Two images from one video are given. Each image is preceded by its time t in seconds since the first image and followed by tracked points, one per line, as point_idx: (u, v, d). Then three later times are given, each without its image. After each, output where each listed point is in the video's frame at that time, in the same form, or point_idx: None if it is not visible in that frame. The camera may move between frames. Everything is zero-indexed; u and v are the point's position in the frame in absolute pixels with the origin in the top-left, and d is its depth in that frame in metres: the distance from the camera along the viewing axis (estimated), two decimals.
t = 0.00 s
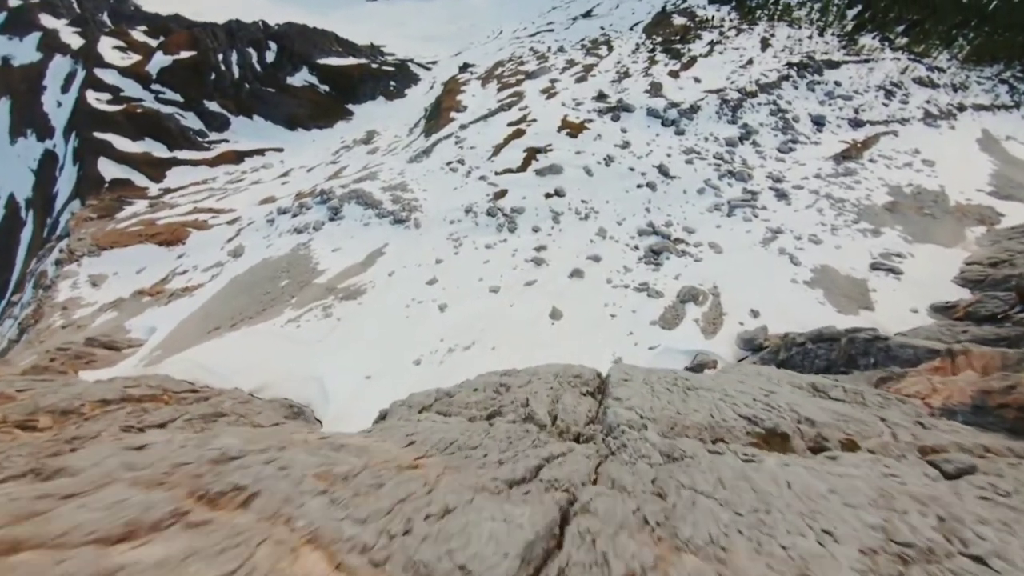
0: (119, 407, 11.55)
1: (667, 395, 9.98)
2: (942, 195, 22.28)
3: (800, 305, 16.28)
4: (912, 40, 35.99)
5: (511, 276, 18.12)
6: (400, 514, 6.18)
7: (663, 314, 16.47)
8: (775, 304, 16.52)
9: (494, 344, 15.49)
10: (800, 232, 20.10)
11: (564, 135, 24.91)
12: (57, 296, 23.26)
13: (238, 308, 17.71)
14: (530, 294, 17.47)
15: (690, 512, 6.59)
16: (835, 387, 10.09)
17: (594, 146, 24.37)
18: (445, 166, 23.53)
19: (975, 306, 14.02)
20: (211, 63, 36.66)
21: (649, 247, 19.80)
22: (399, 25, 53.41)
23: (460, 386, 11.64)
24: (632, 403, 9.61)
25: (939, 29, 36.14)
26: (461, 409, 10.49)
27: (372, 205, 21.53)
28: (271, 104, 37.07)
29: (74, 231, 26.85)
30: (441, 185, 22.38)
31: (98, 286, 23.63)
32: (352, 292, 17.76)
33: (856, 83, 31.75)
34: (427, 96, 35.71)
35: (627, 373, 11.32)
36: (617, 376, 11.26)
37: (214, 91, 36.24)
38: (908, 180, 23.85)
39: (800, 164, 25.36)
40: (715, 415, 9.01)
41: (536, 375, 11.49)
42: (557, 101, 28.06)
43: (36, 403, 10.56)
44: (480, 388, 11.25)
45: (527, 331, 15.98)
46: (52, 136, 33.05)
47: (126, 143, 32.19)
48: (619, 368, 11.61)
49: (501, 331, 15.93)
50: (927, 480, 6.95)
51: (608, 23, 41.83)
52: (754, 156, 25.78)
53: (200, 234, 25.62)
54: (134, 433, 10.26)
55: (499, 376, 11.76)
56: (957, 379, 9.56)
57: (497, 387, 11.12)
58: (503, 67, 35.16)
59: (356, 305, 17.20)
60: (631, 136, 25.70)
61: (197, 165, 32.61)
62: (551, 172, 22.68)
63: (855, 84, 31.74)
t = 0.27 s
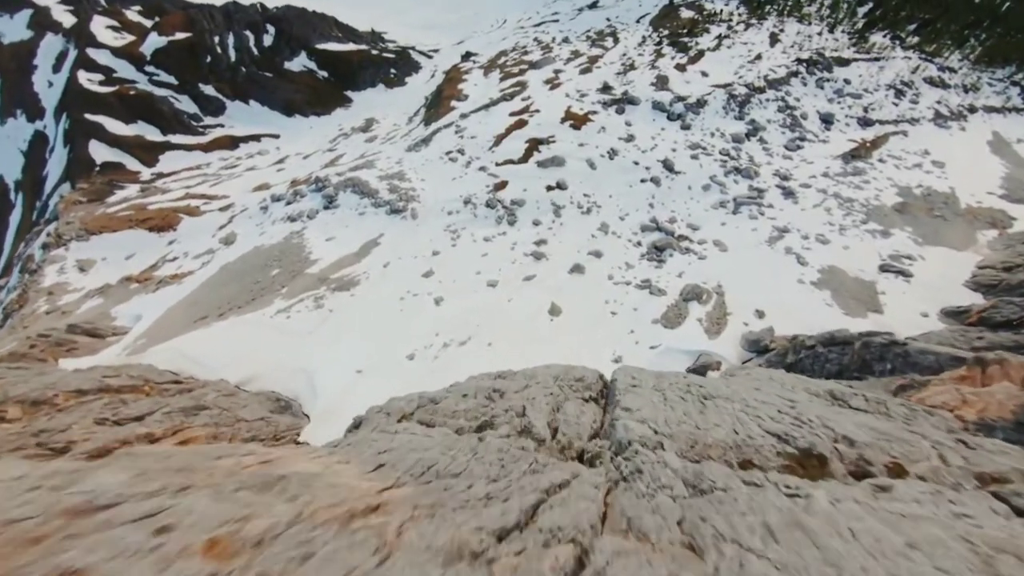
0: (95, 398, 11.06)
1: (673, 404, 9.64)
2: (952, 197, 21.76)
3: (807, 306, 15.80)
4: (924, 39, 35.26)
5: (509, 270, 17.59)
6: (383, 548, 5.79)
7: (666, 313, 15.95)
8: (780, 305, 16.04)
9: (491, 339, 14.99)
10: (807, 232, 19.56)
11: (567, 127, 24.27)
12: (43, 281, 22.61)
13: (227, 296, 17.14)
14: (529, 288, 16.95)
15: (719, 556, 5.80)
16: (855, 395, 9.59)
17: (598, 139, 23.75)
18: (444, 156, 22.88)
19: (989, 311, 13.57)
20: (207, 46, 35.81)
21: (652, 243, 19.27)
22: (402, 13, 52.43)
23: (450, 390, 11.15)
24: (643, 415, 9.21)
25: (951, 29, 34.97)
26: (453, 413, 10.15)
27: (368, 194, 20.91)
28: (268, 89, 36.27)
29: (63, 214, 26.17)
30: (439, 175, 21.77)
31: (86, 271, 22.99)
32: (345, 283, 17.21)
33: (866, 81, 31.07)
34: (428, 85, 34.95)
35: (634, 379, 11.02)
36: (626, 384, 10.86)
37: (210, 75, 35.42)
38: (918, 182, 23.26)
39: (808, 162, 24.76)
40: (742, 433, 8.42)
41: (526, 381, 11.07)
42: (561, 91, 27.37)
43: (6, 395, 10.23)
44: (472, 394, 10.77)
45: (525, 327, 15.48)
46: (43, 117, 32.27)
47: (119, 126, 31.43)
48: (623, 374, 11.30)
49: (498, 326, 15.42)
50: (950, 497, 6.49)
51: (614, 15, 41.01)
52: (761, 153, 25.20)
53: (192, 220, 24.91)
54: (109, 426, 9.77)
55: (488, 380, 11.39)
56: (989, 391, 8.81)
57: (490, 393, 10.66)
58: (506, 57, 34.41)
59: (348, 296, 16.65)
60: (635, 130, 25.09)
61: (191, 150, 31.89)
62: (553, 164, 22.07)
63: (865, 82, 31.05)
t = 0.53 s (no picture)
0: (69, 389, 10.54)
1: (687, 416, 9.40)
2: (962, 197, 21.23)
3: (813, 305, 15.34)
4: (934, 35, 34.38)
5: (507, 263, 17.04)
6: None
7: (668, 310, 15.44)
8: (786, 304, 15.56)
9: (487, 334, 14.47)
10: (814, 230, 19.02)
11: (570, 117, 23.62)
12: (26, 266, 21.91)
13: (214, 284, 16.53)
14: (527, 282, 16.42)
15: None
16: (880, 403, 9.43)
17: (601, 130, 23.12)
18: (443, 144, 22.21)
19: (1003, 314, 13.12)
20: (200, 26, 34.75)
21: (655, 238, 18.74)
22: None
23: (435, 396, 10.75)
24: (660, 431, 8.97)
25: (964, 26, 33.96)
26: (441, 422, 9.79)
27: (362, 181, 20.26)
28: (263, 73, 35.35)
29: (49, 197, 25.40)
30: (437, 163, 21.11)
31: (72, 257, 22.30)
32: (338, 273, 16.64)
33: (876, 77, 30.35)
34: (428, 72, 34.06)
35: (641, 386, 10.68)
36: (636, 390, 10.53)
37: (203, 56, 34.44)
38: (927, 181, 22.66)
39: (815, 158, 24.16)
40: (778, 456, 8.00)
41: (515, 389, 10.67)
42: (564, 80, 26.62)
43: None
44: (459, 402, 10.31)
45: (523, 321, 14.98)
46: (30, 97, 31.33)
47: (108, 108, 30.54)
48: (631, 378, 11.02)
49: (495, 320, 14.91)
50: (969, 534, 6.34)
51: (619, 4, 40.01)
52: (767, 147, 24.60)
53: (182, 206, 24.16)
54: (79, 419, 9.35)
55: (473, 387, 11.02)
56: None
57: (479, 401, 10.25)
58: (508, 44, 33.53)
59: (340, 287, 16.09)
60: (640, 121, 24.45)
61: (183, 134, 31.04)
62: (555, 154, 21.46)
63: (874, 78, 30.31)
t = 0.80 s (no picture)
0: (41, 378, 10.01)
1: (710, 431, 8.60)
2: (974, 196, 20.64)
3: (822, 305, 14.81)
4: (947, 31, 33.36)
5: (506, 254, 16.48)
6: None
7: (671, 306, 14.92)
8: (793, 302, 15.06)
9: (484, 327, 13.96)
10: (823, 226, 18.46)
11: (574, 105, 22.90)
12: (10, 247, 21.24)
13: (202, 270, 15.93)
14: (527, 274, 15.88)
15: None
16: (910, 415, 8.59)
17: (605, 119, 22.45)
18: (442, 130, 21.51)
19: (1020, 318, 12.64)
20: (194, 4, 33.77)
21: (659, 232, 18.17)
22: None
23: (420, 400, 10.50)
24: (684, 456, 7.92)
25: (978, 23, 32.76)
26: (427, 431, 9.00)
27: (358, 167, 19.60)
28: (259, 55, 34.38)
29: (36, 178, 24.64)
30: (436, 150, 20.44)
31: (58, 239, 21.64)
32: (331, 261, 16.08)
33: (888, 72, 29.54)
34: (429, 57, 33.17)
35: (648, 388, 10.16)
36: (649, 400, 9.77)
37: (197, 36, 33.48)
38: (939, 179, 22.01)
39: (824, 153, 23.50)
40: (828, 491, 6.87)
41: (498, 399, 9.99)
42: (568, 67, 25.86)
43: None
44: (441, 416, 9.50)
45: (521, 314, 14.45)
46: (17, 74, 30.39)
47: (99, 87, 29.66)
48: (638, 381, 10.54)
49: (492, 313, 14.38)
50: None
51: None
52: (775, 141, 23.95)
53: (173, 188, 23.44)
54: (48, 410, 8.88)
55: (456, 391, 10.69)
56: None
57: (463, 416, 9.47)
58: (511, 30, 32.61)
59: (333, 275, 15.53)
60: (645, 111, 23.76)
61: (175, 115, 30.20)
62: (557, 143, 20.80)
63: (886, 73, 29.51)
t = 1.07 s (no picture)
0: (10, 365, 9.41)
1: (742, 454, 7.47)
2: (988, 193, 20.03)
3: (830, 301, 14.32)
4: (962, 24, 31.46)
5: (505, 242, 15.91)
6: None
7: (675, 300, 14.40)
8: (799, 298, 14.58)
9: (480, 317, 13.45)
10: (832, 220, 17.89)
11: (578, 90, 22.13)
12: None
13: (189, 254, 15.31)
14: (526, 264, 15.32)
15: None
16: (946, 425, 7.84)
17: (610, 105, 21.72)
18: (440, 113, 20.74)
19: None
20: None
21: (663, 223, 17.60)
22: None
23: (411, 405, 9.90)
24: (720, 495, 6.54)
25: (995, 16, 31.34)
26: (396, 458, 7.69)
27: (353, 150, 18.91)
28: (253, 33, 33.26)
29: (20, 156, 23.81)
30: (434, 134, 19.71)
31: (42, 220, 20.91)
32: (323, 247, 15.50)
33: (900, 63, 28.65)
34: (428, 39, 32.13)
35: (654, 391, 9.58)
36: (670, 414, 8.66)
37: (189, 12, 32.42)
38: (951, 174, 21.34)
39: (834, 145, 22.83)
40: (905, 546, 5.53)
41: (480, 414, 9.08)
42: (572, 51, 25.01)
43: None
44: (415, 438, 8.30)
45: (519, 305, 13.93)
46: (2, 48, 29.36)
47: (86, 64, 28.67)
48: (648, 383, 9.93)
49: (490, 304, 13.86)
50: None
51: None
52: (784, 132, 23.26)
53: (161, 170, 22.64)
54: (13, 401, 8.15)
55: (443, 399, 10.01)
56: None
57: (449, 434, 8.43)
58: (514, 12, 31.56)
59: (324, 262, 14.96)
60: (651, 98, 23.01)
61: (166, 94, 29.24)
62: (560, 129, 20.11)
63: (898, 64, 28.61)
